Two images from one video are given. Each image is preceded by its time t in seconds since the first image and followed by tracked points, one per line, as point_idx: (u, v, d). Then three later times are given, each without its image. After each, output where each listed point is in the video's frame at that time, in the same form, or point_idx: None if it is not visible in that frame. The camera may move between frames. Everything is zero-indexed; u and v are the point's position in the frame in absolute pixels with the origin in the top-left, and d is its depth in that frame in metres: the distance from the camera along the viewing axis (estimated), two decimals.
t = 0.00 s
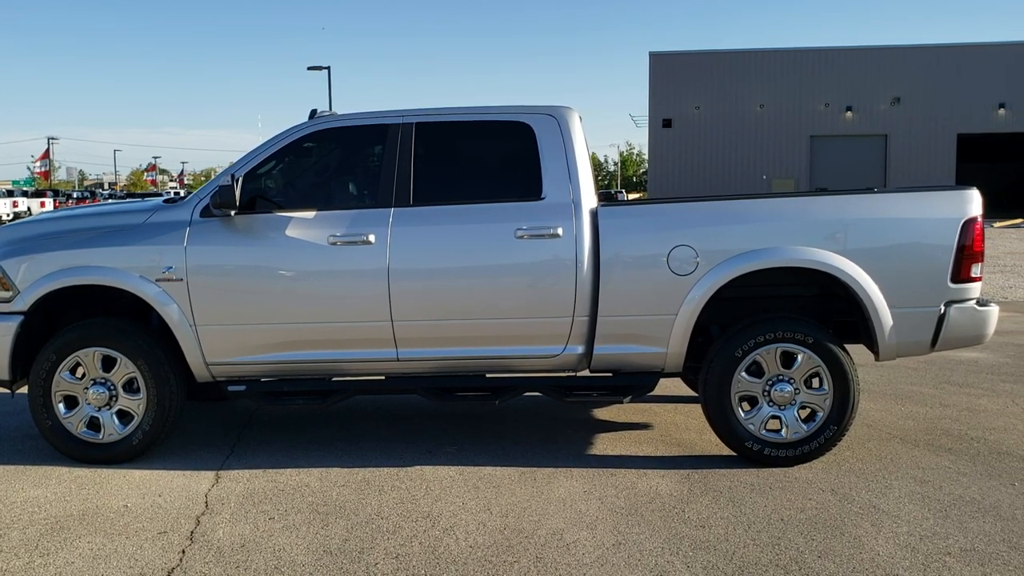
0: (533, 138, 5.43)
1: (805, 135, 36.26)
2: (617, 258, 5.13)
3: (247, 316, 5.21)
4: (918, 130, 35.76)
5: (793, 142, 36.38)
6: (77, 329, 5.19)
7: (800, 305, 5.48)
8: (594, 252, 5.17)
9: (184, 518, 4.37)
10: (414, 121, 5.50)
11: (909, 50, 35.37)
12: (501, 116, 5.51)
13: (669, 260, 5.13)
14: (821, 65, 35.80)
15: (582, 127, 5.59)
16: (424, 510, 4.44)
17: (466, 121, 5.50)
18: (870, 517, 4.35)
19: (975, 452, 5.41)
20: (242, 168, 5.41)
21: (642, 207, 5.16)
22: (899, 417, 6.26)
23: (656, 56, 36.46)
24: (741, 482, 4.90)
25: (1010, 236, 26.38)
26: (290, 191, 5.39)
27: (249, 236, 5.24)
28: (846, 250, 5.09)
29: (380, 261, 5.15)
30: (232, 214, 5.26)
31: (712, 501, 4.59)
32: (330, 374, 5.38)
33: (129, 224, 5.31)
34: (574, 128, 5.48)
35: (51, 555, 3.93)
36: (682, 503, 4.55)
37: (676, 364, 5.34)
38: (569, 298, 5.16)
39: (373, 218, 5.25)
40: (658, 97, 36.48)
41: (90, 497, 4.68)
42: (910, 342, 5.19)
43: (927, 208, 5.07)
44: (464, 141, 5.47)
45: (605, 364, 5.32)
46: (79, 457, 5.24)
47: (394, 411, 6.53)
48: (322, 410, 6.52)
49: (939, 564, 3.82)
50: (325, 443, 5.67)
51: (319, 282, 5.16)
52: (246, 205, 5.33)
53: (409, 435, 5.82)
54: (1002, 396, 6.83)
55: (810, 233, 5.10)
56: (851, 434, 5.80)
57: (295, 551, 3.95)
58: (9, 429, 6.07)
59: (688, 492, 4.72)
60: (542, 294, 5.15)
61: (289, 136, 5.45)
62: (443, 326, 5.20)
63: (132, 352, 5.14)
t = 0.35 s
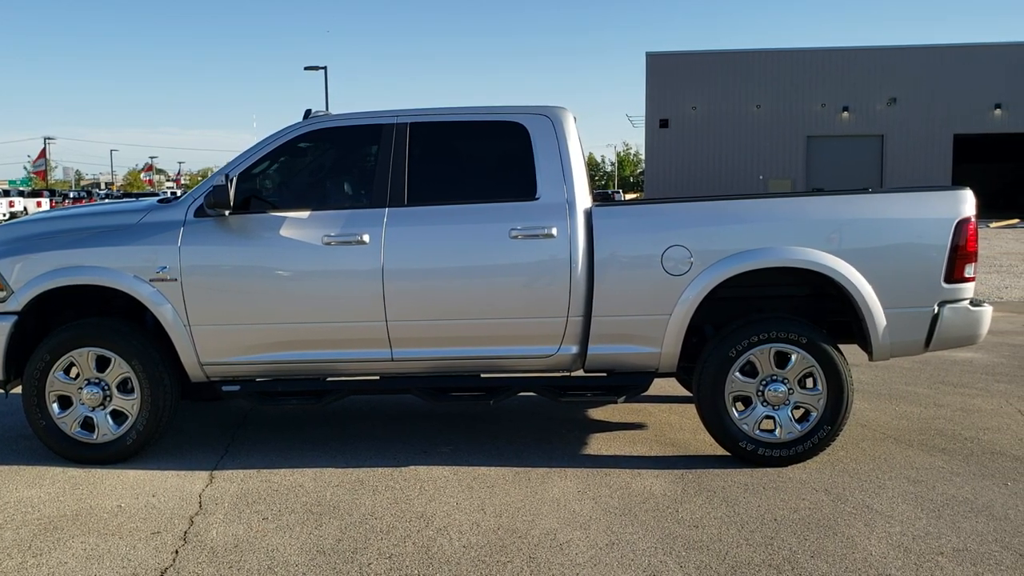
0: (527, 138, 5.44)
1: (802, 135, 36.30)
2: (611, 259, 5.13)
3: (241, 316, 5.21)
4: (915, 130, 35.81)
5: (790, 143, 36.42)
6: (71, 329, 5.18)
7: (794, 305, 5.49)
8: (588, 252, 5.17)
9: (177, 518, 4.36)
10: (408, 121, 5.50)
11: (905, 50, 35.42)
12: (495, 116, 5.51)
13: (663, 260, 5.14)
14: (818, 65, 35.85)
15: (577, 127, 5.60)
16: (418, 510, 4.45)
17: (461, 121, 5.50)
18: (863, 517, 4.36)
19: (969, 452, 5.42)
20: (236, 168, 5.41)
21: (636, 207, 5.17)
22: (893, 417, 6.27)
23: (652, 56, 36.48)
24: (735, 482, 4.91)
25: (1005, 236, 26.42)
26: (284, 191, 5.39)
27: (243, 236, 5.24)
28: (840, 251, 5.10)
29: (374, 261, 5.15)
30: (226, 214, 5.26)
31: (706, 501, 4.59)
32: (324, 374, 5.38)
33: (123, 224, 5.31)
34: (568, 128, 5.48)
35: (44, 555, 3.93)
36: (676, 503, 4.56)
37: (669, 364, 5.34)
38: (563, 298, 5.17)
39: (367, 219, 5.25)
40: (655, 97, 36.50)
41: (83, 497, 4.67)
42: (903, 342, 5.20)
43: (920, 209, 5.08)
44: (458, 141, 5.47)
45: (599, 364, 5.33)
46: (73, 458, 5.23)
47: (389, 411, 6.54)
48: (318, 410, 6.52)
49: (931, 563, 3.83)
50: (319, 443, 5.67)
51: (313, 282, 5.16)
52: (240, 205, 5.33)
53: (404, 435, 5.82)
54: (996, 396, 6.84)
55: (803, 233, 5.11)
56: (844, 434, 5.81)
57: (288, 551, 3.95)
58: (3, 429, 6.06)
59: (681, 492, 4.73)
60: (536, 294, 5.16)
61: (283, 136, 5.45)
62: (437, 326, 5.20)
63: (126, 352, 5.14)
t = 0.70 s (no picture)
0: (523, 139, 5.44)
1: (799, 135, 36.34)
2: (606, 259, 5.14)
3: (236, 316, 5.21)
4: (912, 130, 35.85)
5: (787, 143, 36.45)
6: (66, 330, 5.18)
7: (789, 305, 5.50)
8: (584, 252, 5.18)
9: (172, 518, 4.36)
10: (404, 122, 5.50)
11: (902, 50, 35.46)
12: (491, 117, 5.51)
13: (658, 260, 5.14)
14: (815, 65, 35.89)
15: (572, 127, 5.61)
16: (413, 510, 4.45)
17: (456, 121, 5.51)
18: (857, 517, 4.37)
19: (963, 452, 5.43)
20: (232, 169, 5.41)
21: (631, 207, 5.17)
22: (888, 417, 6.28)
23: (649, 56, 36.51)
24: (730, 482, 4.91)
25: (1001, 236, 26.44)
26: (279, 191, 5.39)
27: (238, 237, 5.24)
28: (834, 251, 5.10)
29: (369, 261, 5.16)
30: (221, 215, 5.26)
31: (701, 501, 4.60)
32: (320, 374, 5.38)
33: (119, 225, 5.31)
34: (563, 128, 5.49)
35: (38, 556, 3.93)
36: (670, 503, 4.56)
37: (664, 364, 5.35)
38: (558, 298, 5.17)
39: (362, 219, 5.25)
40: (652, 97, 36.53)
41: (78, 498, 4.67)
42: (898, 342, 5.20)
43: (914, 209, 5.09)
44: (453, 142, 5.48)
45: (594, 364, 5.33)
46: (68, 458, 5.23)
47: (385, 411, 6.54)
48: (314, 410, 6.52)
49: (925, 563, 3.83)
50: (315, 443, 5.67)
51: (308, 282, 5.16)
52: (235, 205, 5.33)
53: (399, 436, 5.82)
54: (991, 396, 6.86)
55: (798, 233, 5.12)
56: (840, 434, 5.82)
57: (282, 552, 3.95)
58: None
59: (676, 492, 4.74)
60: (531, 294, 5.16)
61: (279, 136, 5.45)
62: (433, 326, 5.21)
63: (121, 352, 5.13)
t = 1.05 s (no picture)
0: (522, 139, 5.44)
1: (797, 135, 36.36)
2: (605, 259, 5.14)
3: (235, 316, 5.21)
4: (910, 131, 35.87)
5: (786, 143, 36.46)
6: (64, 330, 5.18)
7: (787, 306, 5.51)
8: (582, 253, 5.18)
9: (170, 518, 4.36)
10: (403, 122, 5.50)
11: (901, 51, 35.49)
12: (490, 117, 5.52)
13: (657, 261, 5.15)
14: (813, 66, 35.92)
15: (571, 127, 5.61)
16: (411, 510, 4.45)
17: (454, 121, 5.51)
18: (855, 517, 4.38)
19: (961, 453, 5.44)
20: (231, 169, 5.41)
21: (630, 208, 5.18)
22: (886, 417, 6.29)
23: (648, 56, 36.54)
24: (728, 482, 4.92)
25: (1000, 237, 26.45)
26: (278, 191, 5.39)
27: (236, 237, 5.24)
28: (832, 251, 5.11)
29: (368, 261, 5.16)
30: (220, 215, 5.26)
31: (699, 501, 4.60)
32: (319, 374, 5.38)
33: (118, 224, 5.31)
34: (561, 128, 5.49)
35: (37, 555, 3.92)
36: (669, 503, 4.57)
37: (663, 364, 5.35)
38: (557, 298, 5.17)
39: (361, 219, 5.25)
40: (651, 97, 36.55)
41: (76, 498, 4.67)
42: (896, 342, 5.21)
43: (913, 210, 5.10)
44: (452, 142, 5.48)
45: (593, 365, 5.33)
46: (67, 458, 5.23)
47: (384, 411, 6.54)
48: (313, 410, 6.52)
49: (922, 563, 3.84)
50: (314, 443, 5.67)
51: (307, 282, 5.17)
52: (234, 205, 5.33)
53: (398, 436, 5.82)
54: (989, 396, 6.87)
55: (797, 234, 5.12)
56: (838, 435, 5.82)
57: (280, 552, 3.96)
58: None
59: (674, 492, 4.74)
60: (530, 294, 5.16)
61: (278, 136, 5.45)
62: (432, 327, 5.21)
63: (120, 352, 5.13)
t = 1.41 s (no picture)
0: (523, 139, 5.44)
1: (797, 135, 36.37)
2: (606, 259, 5.14)
3: (236, 316, 5.21)
4: (910, 130, 35.88)
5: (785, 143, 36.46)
6: (65, 330, 5.17)
7: (788, 306, 5.51)
8: (583, 252, 5.17)
9: (171, 518, 4.36)
10: (404, 122, 5.50)
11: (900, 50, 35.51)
12: (491, 117, 5.51)
13: (658, 261, 5.15)
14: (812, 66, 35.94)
15: (571, 127, 5.61)
16: (413, 510, 4.45)
17: (455, 121, 5.50)
18: (857, 517, 4.37)
19: (962, 453, 5.44)
20: (232, 168, 5.41)
21: (631, 208, 5.17)
22: (887, 417, 6.29)
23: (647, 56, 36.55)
24: (729, 482, 4.92)
25: (999, 236, 26.44)
26: (279, 191, 5.39)
27: (237, 236, 5.24)
28: (833, 251, 5.11)
29: (369, 261, 5.16)
30: (221, 215, 5.26)
31: (701, 501, 4.60)
32: (319, 374, 5.38)
33: (118, 224, 5.31)
34: (562, 128, 5.49)
35: (38, 556, 3.92)
36: (670, 503, 4.56)
37: (664, 364, 5.35)
38: (558, 298, 5.17)
39: (362, 219, 5.25)
40: (650, 97, 36.56)
41: (78, 497, 4.66)
42: (897, 342, 5.21)
43: (914, 210, 5.10)
44: (453, 142, 5.48)
45: (594, 365, 5.33)
46: (67, 458, 5.22)
47: (385, 411, 6.54)
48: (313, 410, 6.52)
49: (925, 564, 3.84)
50: (314, 443, 5.67)
51: (308, 282, 5.16)
52: (235, 205, 5.33)
53: (399, 436, 5.82)
54: (990, 396, 6.87)
55: (798, 234, 5.12)
56: (839, 435, 5.82)
57: (282, 552, 3.95)
58: None
59: (676, 492, 4.74)
60: (531, 294, 5.16)
61: (279, 136, 5.44)
62: (433, 326, 5.21)
63: (121, 352, 5.13)
